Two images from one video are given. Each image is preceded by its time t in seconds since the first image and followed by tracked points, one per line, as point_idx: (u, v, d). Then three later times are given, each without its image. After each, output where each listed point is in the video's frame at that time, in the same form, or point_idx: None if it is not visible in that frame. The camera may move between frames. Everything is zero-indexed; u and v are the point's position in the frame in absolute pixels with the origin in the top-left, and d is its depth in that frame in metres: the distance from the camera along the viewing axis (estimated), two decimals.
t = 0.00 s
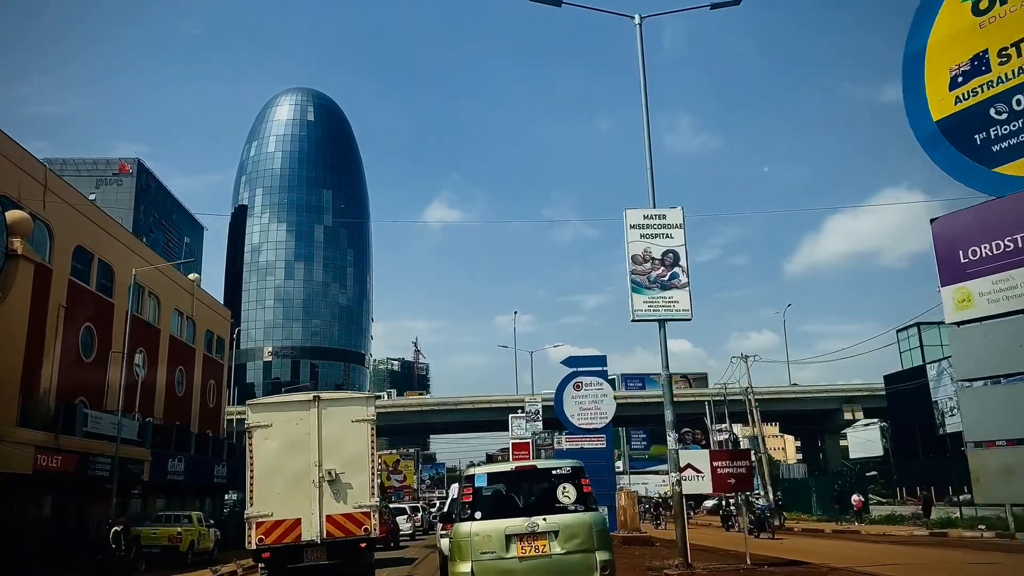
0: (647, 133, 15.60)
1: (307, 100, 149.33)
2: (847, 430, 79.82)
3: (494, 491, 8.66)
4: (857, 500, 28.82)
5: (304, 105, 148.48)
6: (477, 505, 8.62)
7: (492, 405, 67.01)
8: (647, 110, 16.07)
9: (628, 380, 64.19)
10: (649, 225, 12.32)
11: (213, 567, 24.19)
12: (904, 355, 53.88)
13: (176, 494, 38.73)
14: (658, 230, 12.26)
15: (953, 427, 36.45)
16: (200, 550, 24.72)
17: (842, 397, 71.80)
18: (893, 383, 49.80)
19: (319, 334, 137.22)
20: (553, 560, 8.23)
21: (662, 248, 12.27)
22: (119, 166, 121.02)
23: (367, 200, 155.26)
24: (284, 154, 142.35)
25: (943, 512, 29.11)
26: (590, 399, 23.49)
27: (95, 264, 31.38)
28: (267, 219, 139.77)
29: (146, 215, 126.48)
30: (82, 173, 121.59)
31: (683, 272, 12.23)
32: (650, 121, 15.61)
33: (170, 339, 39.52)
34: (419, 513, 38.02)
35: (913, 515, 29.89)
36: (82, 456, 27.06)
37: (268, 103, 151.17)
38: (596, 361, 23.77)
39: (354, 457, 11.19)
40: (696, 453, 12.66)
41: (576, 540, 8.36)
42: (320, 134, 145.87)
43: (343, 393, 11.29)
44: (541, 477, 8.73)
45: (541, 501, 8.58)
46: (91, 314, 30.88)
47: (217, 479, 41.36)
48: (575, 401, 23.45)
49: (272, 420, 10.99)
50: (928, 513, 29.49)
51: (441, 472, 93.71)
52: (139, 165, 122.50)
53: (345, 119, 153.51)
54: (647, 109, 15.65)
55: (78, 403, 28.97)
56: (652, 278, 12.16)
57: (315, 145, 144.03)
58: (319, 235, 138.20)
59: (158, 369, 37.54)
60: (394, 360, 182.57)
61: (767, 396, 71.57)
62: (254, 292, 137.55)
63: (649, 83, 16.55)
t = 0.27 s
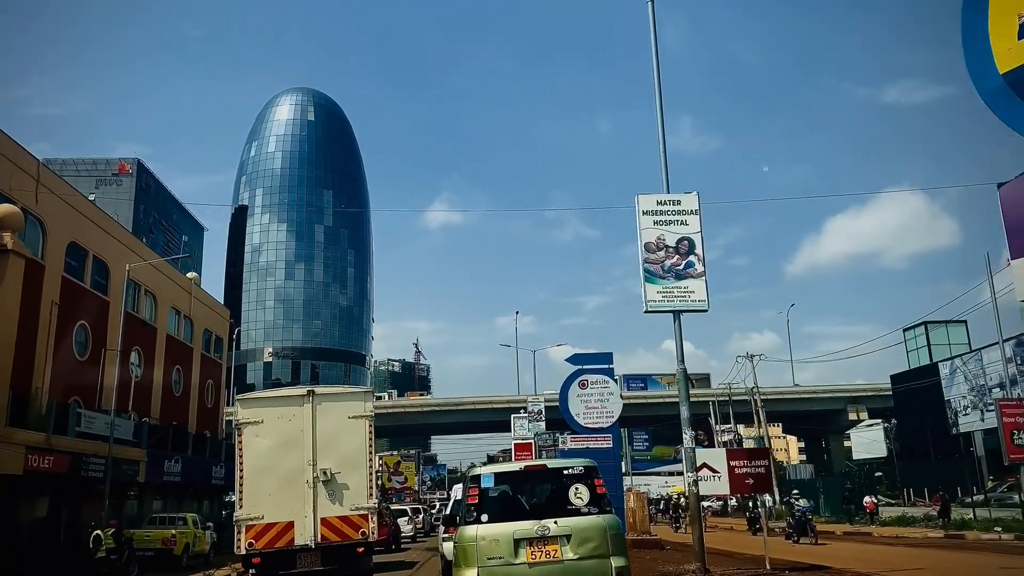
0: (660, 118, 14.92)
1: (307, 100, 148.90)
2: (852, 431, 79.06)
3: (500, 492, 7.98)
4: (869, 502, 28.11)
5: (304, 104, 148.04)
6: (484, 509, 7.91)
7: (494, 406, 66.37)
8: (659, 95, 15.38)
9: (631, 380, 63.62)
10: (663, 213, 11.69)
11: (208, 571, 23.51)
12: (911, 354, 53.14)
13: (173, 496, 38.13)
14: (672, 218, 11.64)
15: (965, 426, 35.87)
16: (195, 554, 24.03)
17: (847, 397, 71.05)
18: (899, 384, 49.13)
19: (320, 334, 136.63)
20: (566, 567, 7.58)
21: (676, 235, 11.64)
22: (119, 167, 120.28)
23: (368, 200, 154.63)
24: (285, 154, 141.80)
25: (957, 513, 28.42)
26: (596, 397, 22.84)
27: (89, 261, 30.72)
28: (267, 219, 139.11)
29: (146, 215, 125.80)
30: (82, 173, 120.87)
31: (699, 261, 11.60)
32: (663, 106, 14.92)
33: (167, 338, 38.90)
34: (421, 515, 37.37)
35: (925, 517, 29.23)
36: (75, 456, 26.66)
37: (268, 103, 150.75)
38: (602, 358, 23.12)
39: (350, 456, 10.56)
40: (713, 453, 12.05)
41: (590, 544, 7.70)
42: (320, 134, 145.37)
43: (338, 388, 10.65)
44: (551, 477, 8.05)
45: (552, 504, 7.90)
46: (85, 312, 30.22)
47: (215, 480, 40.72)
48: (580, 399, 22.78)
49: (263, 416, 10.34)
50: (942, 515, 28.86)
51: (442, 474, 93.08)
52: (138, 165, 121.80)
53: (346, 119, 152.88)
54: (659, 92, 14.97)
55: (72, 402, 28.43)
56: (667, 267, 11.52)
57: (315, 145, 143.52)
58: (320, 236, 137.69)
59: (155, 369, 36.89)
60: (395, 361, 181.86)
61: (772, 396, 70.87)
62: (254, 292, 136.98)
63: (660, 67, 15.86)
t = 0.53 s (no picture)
0: (673, 103, 14.31)
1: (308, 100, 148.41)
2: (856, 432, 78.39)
3: (508, 492, 7.34)
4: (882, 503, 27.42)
5: (305, 104, 147.55)
6: (490, 511, 7.29)
7: (495, 407, 65.72)
8: (672, 80, 14.77)
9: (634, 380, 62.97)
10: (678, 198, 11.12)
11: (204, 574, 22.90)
12: (918, 353, 52.46)
13: (171, 496, 37.56)
14: (688, 203, 11.07)
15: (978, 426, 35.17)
16: (190, 556, 23.42)
17: (852, 397, 70.34)
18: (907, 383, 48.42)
19: (321, 334, 136.08)
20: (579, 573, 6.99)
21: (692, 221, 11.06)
22: (119, 166, 119.56)
23: (369, 200, 154.07)
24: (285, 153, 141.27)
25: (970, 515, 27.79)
26: (602, 395, 22.20)
27: (84, 257, 30.12)
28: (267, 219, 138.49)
29: (146, 215, 125.19)
30: (82, 173, 120.28)
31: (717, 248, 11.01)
32: (677, 90, 14.31)
33: (164, 336, 38.31)
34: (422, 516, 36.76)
35: (938, 519, 28.59)
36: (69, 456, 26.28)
37: (269, 102, 150.24)
38: (608, 355, 22.50)
39: (347, 453, 9.98)
40: (732, 451, 11.52)
41: (605, 549, 7.10)
42: (321, 133, 144.87)
43: (334, 381, 10.07)
44: (563, 475, 7.41)
45: (563, 504, 7.28)
46: (80, 309, 29.62)
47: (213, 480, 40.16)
48: (586, 397, 22.14)
49: (253, 411, 9.77)
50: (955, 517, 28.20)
51: (443, 475, 92.42)
52: (139, 165, 121.23)
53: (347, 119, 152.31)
54: (672, 75, 14.36)
55: (66, 401, 27.88)
56: (682, 255, 10.93)
57: (316, 144, 142.99)
58: (321, 236, 137.15)
59: (152, 368, 36.30)
60: (396, 362, 181.25)
61: (776, 397, 70.18)
62: (255, 292, 136.44)
63: (672, 50, 15.26)
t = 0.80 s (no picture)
0: (687, 89, 13.59)
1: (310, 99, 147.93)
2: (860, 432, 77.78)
3: (518, 493, 6.82)
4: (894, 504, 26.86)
5: (306, 104, 147.09)
6: (498, 512, 6.78)
7: (497, 407, 65.16)
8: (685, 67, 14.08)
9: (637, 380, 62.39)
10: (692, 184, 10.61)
11: None
12: (925, 352, 51.87)
13: (169, 497, 37.07)
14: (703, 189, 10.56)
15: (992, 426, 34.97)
16: (187, 558, 22.90)
17: (857, 398, 69.70)
18: (914, 383, 47.84)
19: (322, 335, 135.63)
20: None
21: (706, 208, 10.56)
22: (120, 166, 119.06)
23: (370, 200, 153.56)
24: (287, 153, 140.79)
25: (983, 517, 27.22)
26: (608, 394, 21.65)
27: (80, 254, 29.60)
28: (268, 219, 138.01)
29: (147, 215, 124.73)
30: (82, 172, 119.79)
31: (733, 237, 10.50)
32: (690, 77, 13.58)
33: (162, 335, 37.81)
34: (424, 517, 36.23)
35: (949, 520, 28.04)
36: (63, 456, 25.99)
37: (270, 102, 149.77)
38: (614, 353, 21.95)
39: (345, 451, 9.45)
40: (750, 450, 11.03)
41: (622, 553, 6.57)
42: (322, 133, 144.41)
43: (331, 375, 9.56)
44: (577, 475, 6.86)
45: (577, 505, 6.75)
46: (76, 306, 29.09)
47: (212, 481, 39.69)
48: (592, 396, 21.57)
49: (245, 406, 9.28)
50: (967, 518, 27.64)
51: (444, 476, 91.85)
52: (139, 165, 120.76)
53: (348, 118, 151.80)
54: (686, 60, 13.63)
55: (61, 400, 27.39)
56: (697, 244, 10.39)
57: (318, 144, 142.53)
58: (322, 236, 136.69)
59: (150, 367, 35.86)
60: (398, 363, 180.73)
61: (780, 397, 69.59)
62: (256, 293, 135.99)
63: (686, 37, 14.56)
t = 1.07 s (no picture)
0: (702, 76, 12.95)
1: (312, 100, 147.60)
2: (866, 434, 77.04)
3: (527, 496, 6.27)
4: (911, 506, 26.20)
5: (308, 104, 146.78)
6: (505, 517, 6.22)
7: (500, 409, 64.54)
8: (700, 54, 13.47)
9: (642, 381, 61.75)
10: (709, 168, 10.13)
11: None
12: (934, 352, 51.24)
13: (167, 499, 36.54)
14: (720, 174, 10.09)
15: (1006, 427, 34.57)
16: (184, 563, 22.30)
17: (863, 399, 69.03)
18: (923, 383, 47.19)
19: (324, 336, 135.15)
20: None
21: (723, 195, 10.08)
22: (122, 167, 118.76)
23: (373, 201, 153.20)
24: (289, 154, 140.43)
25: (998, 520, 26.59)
26: (615, 393, 21.11)
27: (77, 252, 29.09)
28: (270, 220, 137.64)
29: (149, 216, 124.33)
30: (84, 173, 119.40)
31: (751, 225, 10.01)
32: (706, 64, 12.96)
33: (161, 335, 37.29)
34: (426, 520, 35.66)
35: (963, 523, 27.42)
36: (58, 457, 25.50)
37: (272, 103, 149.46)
38: (621, 351, 21.40)
39: (340, 451, 8.95)
40: (770, 449, 10.52)
41: (642, 562, 6.04)
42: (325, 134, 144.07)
43: (326, 370, 9.06)
44: (592, 476, 6.32)
45: (593, 509, 6.21)
46: (72, 305, 28.60)
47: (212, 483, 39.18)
48: (598, 396, 21.02)
49: (234, 403, 8.75)
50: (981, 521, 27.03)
51: (447, 478, 91.17)
52: (142, 166, 120.39)
53: (350, 119, 151.44)
54: (702, 46, 13.00)
55: (57, 400, 26.88)
56: (714, 232, 9.91)
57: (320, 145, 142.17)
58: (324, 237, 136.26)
59: (149, 367, 35.37)
60: (400, 365, 180.19)
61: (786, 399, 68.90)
62: (258, 294, 135.54)
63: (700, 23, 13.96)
